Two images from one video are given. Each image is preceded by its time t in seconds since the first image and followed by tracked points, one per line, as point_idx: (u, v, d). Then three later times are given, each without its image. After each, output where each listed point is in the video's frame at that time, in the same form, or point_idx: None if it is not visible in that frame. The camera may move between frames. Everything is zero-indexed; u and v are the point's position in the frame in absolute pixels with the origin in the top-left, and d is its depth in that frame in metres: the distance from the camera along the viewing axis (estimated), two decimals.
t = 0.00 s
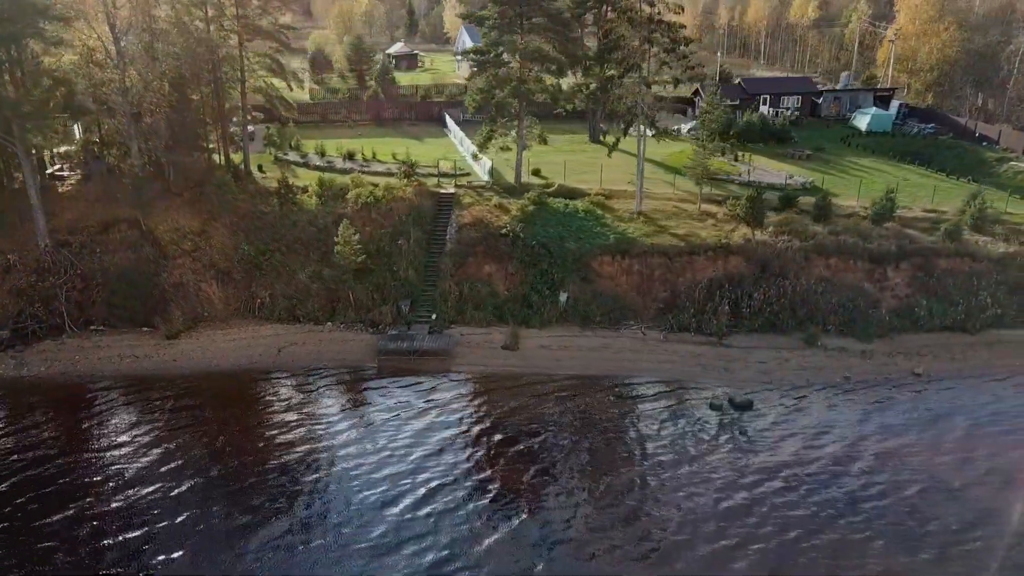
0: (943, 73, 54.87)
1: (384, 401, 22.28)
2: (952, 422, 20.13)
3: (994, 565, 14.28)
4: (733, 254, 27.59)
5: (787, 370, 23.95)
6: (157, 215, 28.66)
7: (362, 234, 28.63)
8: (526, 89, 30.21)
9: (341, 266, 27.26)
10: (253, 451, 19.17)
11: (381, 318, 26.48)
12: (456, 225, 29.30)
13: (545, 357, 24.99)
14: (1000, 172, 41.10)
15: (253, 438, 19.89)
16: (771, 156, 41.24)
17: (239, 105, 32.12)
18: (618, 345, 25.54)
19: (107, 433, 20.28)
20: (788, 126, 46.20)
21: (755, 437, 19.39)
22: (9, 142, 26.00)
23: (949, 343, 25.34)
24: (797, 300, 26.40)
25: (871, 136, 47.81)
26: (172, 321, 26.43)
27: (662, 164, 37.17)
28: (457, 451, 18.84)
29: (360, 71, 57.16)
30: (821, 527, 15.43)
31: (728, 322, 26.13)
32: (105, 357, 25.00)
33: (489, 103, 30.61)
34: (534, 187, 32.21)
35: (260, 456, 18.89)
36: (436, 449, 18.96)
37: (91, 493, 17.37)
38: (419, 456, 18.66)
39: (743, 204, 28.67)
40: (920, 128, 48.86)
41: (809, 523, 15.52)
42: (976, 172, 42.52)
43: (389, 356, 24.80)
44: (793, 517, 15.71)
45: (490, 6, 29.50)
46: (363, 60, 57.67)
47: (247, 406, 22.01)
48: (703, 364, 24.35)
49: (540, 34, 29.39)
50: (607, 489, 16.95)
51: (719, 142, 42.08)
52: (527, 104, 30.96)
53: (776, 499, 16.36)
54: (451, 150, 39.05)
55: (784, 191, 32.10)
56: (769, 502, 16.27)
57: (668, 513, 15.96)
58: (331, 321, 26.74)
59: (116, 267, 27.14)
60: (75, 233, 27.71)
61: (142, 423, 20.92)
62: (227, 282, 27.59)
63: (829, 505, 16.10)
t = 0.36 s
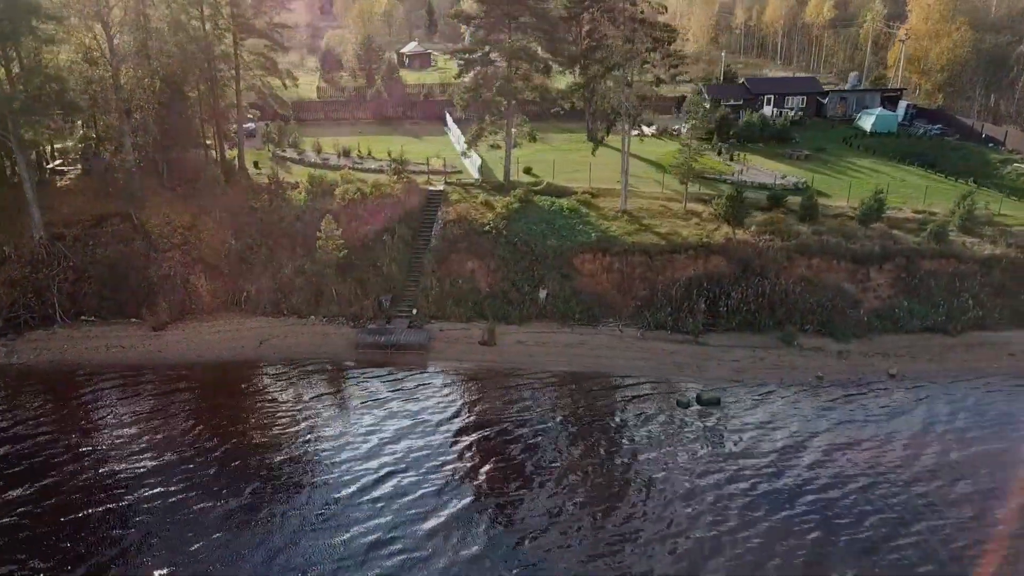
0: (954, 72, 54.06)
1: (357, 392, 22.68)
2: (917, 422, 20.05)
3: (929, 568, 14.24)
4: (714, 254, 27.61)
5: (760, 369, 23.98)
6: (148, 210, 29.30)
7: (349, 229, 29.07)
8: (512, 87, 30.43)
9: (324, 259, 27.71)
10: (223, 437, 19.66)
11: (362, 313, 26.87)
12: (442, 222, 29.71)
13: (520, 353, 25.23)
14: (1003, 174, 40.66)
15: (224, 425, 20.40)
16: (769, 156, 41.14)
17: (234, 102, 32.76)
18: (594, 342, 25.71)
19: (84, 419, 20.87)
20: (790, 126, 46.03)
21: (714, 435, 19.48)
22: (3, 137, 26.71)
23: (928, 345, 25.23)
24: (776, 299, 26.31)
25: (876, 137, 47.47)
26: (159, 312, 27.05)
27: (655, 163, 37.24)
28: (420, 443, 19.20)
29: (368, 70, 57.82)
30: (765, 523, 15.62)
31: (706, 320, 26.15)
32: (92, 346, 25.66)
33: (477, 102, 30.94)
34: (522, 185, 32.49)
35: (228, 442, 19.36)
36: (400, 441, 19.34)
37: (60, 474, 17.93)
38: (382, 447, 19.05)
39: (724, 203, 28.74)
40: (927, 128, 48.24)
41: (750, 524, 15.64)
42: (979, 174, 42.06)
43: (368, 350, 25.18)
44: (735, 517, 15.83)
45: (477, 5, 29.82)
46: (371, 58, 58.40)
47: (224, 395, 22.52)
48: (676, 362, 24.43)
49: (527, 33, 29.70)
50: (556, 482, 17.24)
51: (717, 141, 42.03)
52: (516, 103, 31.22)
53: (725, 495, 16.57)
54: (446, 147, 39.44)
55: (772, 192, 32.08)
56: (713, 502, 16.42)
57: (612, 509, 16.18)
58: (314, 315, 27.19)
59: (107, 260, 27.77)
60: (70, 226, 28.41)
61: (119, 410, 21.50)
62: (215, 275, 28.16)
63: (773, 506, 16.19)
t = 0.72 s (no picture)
0: (964, 73, 53.41)
1: (332, 383, 23.18)
2: (880, 420, 20.07)
3: (865, 560, 14.36)
4: (695, 253, 27.74)
5: (732, 367, 24.09)
6: (142, 205, 30.06)
7: (336, 224, 29.61)
8: (499, 85, 30.80)
9: (308, 254, 28.33)
10: (194, 424, 20.23)
11: (345, 307, 27.38)
12: (428, 219, 30.16)
13: (497, 347, 25.54)
14: (1005, 176, 40.23)
15: (197, 413, 20.99)
16: (767, 156, 41.06)
17: (231, 99, 33.48)
18: (571, 338, 25.93)
19: (65, 406, 21.58)
20: (791, 126, 45.87)
21: (672, 428, 19.66)
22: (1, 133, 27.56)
23: (905, 346, 25.17)
24: (754, 299, 26.39)
25: (880, 138, 47.15)
26: (149, 303, 27.76)
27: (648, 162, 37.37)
28: (382, 433, 19.65)
29: (376, 68, 58.48)
30: (709, 514, 15.84)
31: (682, 318, 26.32)
32: (83, 335, 26.43)
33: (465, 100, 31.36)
34: (511, 182, 32.83)
35: (198, 429, 19.94)
36: (363, 430, 19.79)
37: (34, 457, 18.60)
38: (345, 435, 19.52)
39: (706, 201, 28.85)
40: (932, 130, 47.76)
41: (693, 514, 15.81)
42: (983, 176, 41.64)
43: (347, 342, 25.65)
44: (678, 507, 16.04)
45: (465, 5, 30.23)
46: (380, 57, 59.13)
47: (202, 384, 23.10)
48: (650, 359, 24.60)
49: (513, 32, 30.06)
50: (504, 470, 17.62)
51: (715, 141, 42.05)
52: (504, 101, 31.57)
53: (673, 487, 16.79)
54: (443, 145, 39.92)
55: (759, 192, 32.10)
56: (661, 492, 16.61)
57: (558, 498, 16.47)
58: (299, 308, 27.71)
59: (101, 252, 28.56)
60: (67, 219, 29.09)
61: (100, 397, 22.18)
62: (204, 268, 28.82)
63: (719, 497, 16.36)
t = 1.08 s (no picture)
0: (975, 73, 52.73)
1: (311, 372, 23.71)
2: (844, 417, 20.14)
3: (801, 552, 14.53)
4: (677, 250, 27.89)
5: (707, 364, 24.20)
6: (140, 198, 30.83)
7: (327, 219, 30.18)
8: (488, 84, 31.15)
9: (296, 248, 28.91)
10: (172, 409, 20.83)
11: (332, 300, 27.89)
12: (416, 215, 30.63)
13: (476, 341, 25.87)
14: (1008, 177, 39.80)
15: (175, 399, 21.59)
16: (766, 155, 41.01)
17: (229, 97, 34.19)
18: (551, 333, 26.18)
19: (51, 391, 22.31)
20: (794, 126, 45.71)
21: (635, 421, 19.88)
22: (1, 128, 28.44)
23: (884, 345, 25.12)
24: (734, 297, 26.49)
25: (885, 138, 46.83)
26: (142, 294, 28.48)
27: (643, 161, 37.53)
28: (351, 419, 20.11)
29: (385, 67, 59.13)
30: (655, 503, 16.08)
31: (661, 315, 26.47)
32: (77, 324, 27.21)
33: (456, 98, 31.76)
34: (502, 180, 33.18)
35: (174, 414, 20.53)
36: (333, 417, 20.25)
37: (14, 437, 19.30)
38: (314, 421, 20.01)
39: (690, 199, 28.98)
40: (939, 130, 47.27)
41: (641, 503, 16.04)
42: (986, 177, 41.23)
43: (331, 334, 26.13)
44: (627, 496, 16.27)
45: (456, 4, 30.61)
46: (389, 56, 59.79)
47: (185, 372, 23.72)
48: (625, 355, 24.78)
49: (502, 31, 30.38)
50: (462, 457, 17.98)
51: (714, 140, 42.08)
52: (494, 99, 31.91)
53: (625, 476, 17.04)
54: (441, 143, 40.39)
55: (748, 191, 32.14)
56: (612, 482, 16.84)
57: (510, 485, 16.78)
58: (287, 301, 28.25)
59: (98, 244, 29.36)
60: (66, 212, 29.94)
61: (85, 383, 22.89)
62: (196, 260, 29.50)
63: (668, 487, 16.58)
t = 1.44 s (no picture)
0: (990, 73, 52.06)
1: (294, 360, 24.30)
2: (810, 412, 20.23)
3: (741, 540, 14.77)
4: (662, 247, 28.07)
5: (683, 360, 24.36)
6: (141, 191, 31.71)
7: (322, 214, 30.83)
8: (482, 83, 31.54)
9: (289, 241, 29.56)
10: (153, 393, 21.51)
11: (321, 292, 28.45)
12: (409, 210, 31.18)
13: (458, 335, 26.25)
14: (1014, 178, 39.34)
15: (158, 383, 22.29)
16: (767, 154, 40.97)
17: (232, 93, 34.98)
18: (533, 328, 26.49)
19: (44, 373, 23.14)
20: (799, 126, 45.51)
21: (600, 411, 20.19)
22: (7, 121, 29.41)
23: (865, 344, 25.10)
24: (716, 294, 26.63)
25: (892, 138, 46.49)
26: (140, 284, 29.31)
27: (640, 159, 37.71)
28: (324, 404, 20.68)
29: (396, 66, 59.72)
30: (606, 489, 16.40)
31: (643, 312, 26.68)
32: (76, 311, 28.10)
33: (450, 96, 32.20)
34: (496, 177, 33.58)
35: (155, 397, 21.19)
36: (307, 402, 20.80)
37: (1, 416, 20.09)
38: (289, 405, 20.61)
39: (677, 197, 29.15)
40: (949, 130, 46.84)
41: (592, 488, 16.38)
42: (992, 177, 40.78)
43: (317, 325, 26.67)
44: (578, 482, 16.62)
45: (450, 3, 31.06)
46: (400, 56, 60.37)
47: (173, 359, 24.42)
48: (604, 350, 25.00)
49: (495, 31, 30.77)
50: (425, 441, 18.46)
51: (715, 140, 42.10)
52: (488, 97, 32.30)
53: (580, 463, 17.36)
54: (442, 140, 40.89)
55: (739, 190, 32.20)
56: (565, 468, 17.17)
57: (466, 468, 17.20)
58: (279, 293, 28.85)
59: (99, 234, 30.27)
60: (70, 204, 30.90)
61: (76, 366, 23.69)
62: (193, 252, 30.26)
63: (622, 474, 16.89)
